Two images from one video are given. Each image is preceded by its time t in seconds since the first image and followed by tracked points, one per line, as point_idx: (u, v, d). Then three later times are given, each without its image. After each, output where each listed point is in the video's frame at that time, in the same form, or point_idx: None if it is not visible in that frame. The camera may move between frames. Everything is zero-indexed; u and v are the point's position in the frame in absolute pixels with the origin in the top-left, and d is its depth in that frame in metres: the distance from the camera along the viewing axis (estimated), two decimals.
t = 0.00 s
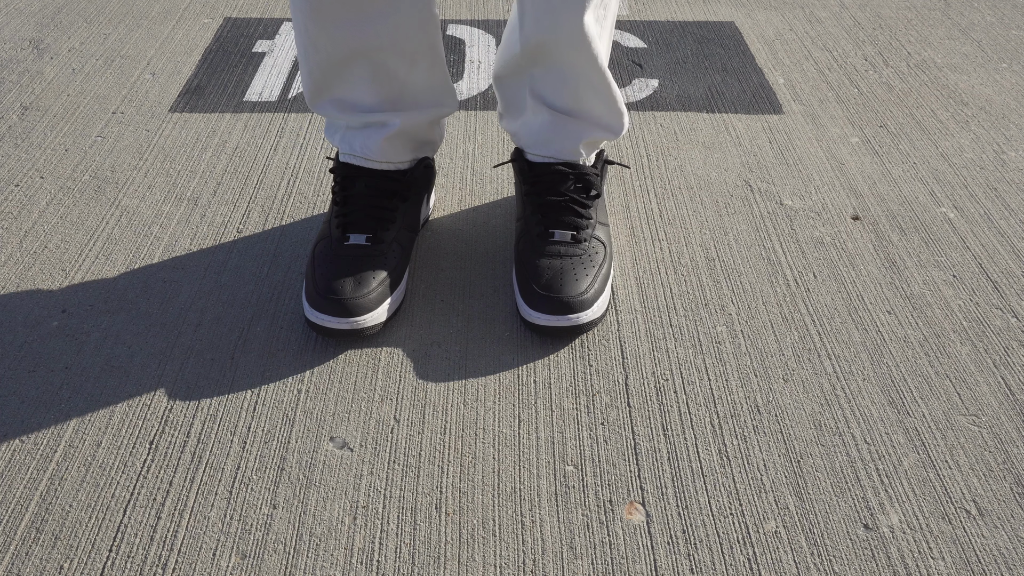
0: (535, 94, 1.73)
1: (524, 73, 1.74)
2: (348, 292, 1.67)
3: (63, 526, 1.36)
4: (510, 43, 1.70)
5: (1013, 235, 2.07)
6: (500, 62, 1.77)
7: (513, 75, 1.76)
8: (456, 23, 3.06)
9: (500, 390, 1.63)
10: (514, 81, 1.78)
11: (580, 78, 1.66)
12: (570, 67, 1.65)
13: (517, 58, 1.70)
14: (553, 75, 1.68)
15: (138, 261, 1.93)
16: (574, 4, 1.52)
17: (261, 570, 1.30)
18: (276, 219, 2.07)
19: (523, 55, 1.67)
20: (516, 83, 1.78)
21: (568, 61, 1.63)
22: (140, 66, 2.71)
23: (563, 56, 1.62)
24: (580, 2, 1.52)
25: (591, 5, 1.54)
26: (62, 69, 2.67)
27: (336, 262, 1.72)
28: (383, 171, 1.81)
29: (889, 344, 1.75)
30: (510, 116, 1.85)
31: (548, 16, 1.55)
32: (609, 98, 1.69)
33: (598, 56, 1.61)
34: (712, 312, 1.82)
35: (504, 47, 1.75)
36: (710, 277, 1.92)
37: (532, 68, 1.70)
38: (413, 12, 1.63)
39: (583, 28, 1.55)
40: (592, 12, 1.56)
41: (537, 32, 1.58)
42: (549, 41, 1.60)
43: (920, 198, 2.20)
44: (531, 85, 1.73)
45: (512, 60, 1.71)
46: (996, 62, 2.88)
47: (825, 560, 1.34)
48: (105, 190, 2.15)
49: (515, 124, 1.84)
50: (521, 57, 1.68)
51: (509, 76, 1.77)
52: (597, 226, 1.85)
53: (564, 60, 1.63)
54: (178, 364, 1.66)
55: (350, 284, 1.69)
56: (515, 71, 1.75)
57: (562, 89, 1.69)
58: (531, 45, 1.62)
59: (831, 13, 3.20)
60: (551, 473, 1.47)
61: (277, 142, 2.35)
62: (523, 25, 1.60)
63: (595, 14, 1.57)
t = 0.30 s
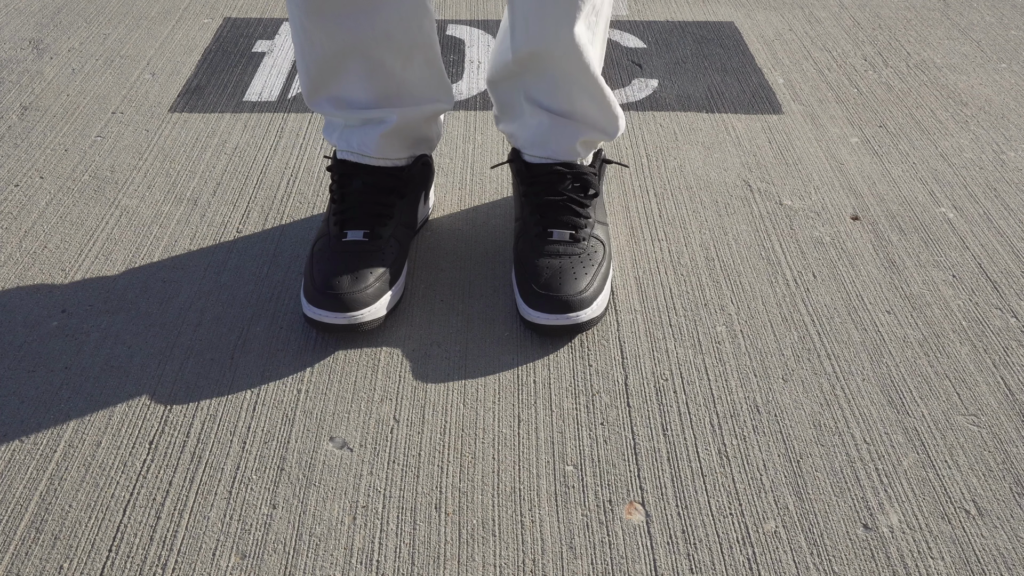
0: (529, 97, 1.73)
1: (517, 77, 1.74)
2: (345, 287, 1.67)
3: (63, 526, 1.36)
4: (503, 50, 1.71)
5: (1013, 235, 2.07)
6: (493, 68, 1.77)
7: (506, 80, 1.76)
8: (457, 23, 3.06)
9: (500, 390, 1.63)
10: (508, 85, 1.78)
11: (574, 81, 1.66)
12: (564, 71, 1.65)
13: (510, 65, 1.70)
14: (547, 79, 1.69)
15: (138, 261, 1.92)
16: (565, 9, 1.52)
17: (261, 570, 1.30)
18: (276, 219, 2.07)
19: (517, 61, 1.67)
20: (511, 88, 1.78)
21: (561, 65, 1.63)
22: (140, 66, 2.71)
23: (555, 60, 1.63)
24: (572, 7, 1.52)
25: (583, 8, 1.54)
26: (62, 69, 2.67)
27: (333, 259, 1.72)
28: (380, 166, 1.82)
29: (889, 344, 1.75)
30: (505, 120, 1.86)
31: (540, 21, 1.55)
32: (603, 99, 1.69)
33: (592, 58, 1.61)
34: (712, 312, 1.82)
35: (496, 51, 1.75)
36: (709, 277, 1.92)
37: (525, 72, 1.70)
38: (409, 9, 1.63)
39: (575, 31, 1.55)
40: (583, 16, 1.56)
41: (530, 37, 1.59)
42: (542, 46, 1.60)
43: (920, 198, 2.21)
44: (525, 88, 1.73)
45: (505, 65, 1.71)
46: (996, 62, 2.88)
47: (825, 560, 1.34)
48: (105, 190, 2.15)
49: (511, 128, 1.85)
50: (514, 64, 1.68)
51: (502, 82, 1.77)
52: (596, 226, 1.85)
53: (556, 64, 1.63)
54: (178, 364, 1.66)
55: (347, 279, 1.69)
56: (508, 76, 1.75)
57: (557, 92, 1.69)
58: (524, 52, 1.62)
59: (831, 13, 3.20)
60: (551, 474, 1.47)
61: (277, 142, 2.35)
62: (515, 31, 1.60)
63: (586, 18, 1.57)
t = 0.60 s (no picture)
0: (531, 97, 1.74)
1: (519, 77, 1.74)
2: (335, 272, 1.67)
3: (62, 526, 1.36)
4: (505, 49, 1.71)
5: (1013, 235, 2.07)
6: (495, 68, 1.77)
7: (508, 79, 1.76)
8: (456, 23, 3.06)
9: (500, 390, 1.63)
10: (509, 84, 1.78)
11: (576, 79, 1.67)
12: (567, 70, 1.65)
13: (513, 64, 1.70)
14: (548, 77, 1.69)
15: (137, 261, 1.92)
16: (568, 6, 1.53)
17: (261, 570, 1.30)
18: (276, 219, 2.07)
19: (520, 60, 1.67)
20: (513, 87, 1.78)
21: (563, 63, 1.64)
22: (140, 66, 2.71)
23: (557, 58, 1.63)
24: (575, 5, 1.53)
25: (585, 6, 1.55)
26: (62, 69, 2.67)
27: (323, 246, 1.73)
28: (366, 154, 1.83)
29: (889, 344, 1.75)
30: (506, 119, 1.86)
31: (541, 20, 1.56)
32: (604, 97, 1.70)
33: (594, 56, 1.62)
34: (712, 312, 1.82)
35: (498, 51, 1.76)
36: (709, 277, 1.92)
37: (527, 71, 1.71)
38: (398, 9, 1.64)
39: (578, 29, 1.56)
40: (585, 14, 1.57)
41: (531, 36, 1.59)
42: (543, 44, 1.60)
43: (920, 198, 2.20)
44: (527, 87, 1.73)
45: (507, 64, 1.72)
46: (996, 62, 2.88)
47: (825, 560, 1.34)
48: (105, 190, 2.15)
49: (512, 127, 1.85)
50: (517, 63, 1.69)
51: (504, 81, 1.77)
52: (596, 224, 1.85)
53: (558, 62, 1.64)
54: (178, 364, 1.66)
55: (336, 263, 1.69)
56: (510, 75, 1.75)
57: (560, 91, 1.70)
58: (528, 51, 1.63)
59: (831, 13, 3.20)
60: (551, 474, 1.47)
61: (276, 142, 2.35)
62: (518, 30, 1.61)
63: (589, 16, 1.58)
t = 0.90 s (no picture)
0: (537, 95, 1.74)
1: (526, 75, 1.74)
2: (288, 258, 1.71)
3: (62, 526, 1.36)
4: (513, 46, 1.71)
5: (1013, 235, 2.07)
6: (502, 64, 1.77)
7: (516, 75, 1.76)
8: (456, 23, 3.06)
9: (500, 390, 1.63)
10: (517, 81, 1.78)
11: (582, 78, 1.67)
12: (573, 68, 1.65)
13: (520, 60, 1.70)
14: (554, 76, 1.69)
15: (137, 261, 1.92)
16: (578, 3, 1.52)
17: (261, 570, 1.30)
18: (276, 219, 2.07)
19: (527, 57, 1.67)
20: (519, 85, 1.78)
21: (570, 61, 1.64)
22: (140, 66, 2.71)
23: (565, 56, 1.63)
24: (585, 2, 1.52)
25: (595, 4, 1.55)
26: (62, 69, 2.67)
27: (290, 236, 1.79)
28: (314, 139, 1.84)
29: (889, 344, 1.75)
30: (511, 117, 1.86)
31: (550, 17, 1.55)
32: (609, 98, 1.70)
33: (601, 55, 1.62)
34: (712, 312, 1.82)
35: (505, 48, 1.76)
36: (709, 277, 1.92)
37: (534, 69, 1.71)
38: (352, 7, 1.69)
39: (587, 28, 1.55)
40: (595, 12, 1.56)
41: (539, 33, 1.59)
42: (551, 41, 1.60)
43: (920, 198, 2.20)
44: (534, 86, 1.73)
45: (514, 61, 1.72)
46: (996, 62, 2.88)
47: (825, 560, 1.34)
48: (105, 190, 2.15)
49: (515, 125, 1.85)
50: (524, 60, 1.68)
51: (511, 77, 1.78)
52: (597, 227, 1.85)
53: (566, 61, 1.64)
54: (178, 364, 1.66)
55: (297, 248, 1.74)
56: (517, 73, 1.75)
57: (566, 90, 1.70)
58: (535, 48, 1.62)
59: (831, 13, 3.20)
60: (551, 474, 1.47)
61: (276, 142, 2.35)
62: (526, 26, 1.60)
63: (598, 16, 1.57)
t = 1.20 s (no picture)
0: (540, 93, 1.73)
1: (528, 72, 1.74)
2: (315, 267, 1.69)
3: (63, 526, 1.36)
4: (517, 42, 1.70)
5: (1013, 235, 2.07)
6: (504, 61, 1.76)
7: (518, 72, 1.76)
8: (457, 23, 3.06)
9: (500, 390, 1.63)
10: (519, 78, 1.78)
11: (586, 76, 1.67)
12: (578, 64, 1.65)
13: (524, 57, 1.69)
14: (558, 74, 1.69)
15: (137, 261, 1.92)
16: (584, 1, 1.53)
17: (261, 570, 1.30)
18: (276, 219, 2.07)
19: (532, 53, 1.66)
20: (522, 82, 1.78)
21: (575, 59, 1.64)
22: (140, 66, 2.71)
23: (570, 53, 1.63)
24: None
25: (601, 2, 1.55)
26: (62, 69, 2.67)
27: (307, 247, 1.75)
28: (336, 148, 1.82)
29: (889, 344, 1.75)
30: (512, 115, 1.86)
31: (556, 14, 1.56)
32: (613, 96, 1.70)
33: (607, 51, 1.61)
34: (712, 312, 1.82)
35: (507, 44, 1.75)
36: (709, 277, 1.92)
37: (537, 66, 1.71)
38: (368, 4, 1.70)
39: (593, 26, 1.56)
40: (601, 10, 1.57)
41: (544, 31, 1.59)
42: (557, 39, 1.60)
43: (920, 198, 2.20)
44: (536, 84, 1.73)
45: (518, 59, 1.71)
46: (996, 62, 2.88)
47: (825, 560, 1.34)
48: (105, 190, 2.15)
49: (517, 123, 1.84)
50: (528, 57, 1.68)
51: (513, 74, 1.77)
52: (598, 226, 1.85)
53: (570, 57, 1.64)
54: (178, 364, 1.66)
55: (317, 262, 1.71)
56: (519, 69, 1.74)
57: (570, 87, 1.69)
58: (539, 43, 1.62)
59: (831, 13, 3.20)
60: (551, 473, 1.47)
61: (276, 142, 2.35)
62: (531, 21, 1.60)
63: (604, 13, 1.58)
